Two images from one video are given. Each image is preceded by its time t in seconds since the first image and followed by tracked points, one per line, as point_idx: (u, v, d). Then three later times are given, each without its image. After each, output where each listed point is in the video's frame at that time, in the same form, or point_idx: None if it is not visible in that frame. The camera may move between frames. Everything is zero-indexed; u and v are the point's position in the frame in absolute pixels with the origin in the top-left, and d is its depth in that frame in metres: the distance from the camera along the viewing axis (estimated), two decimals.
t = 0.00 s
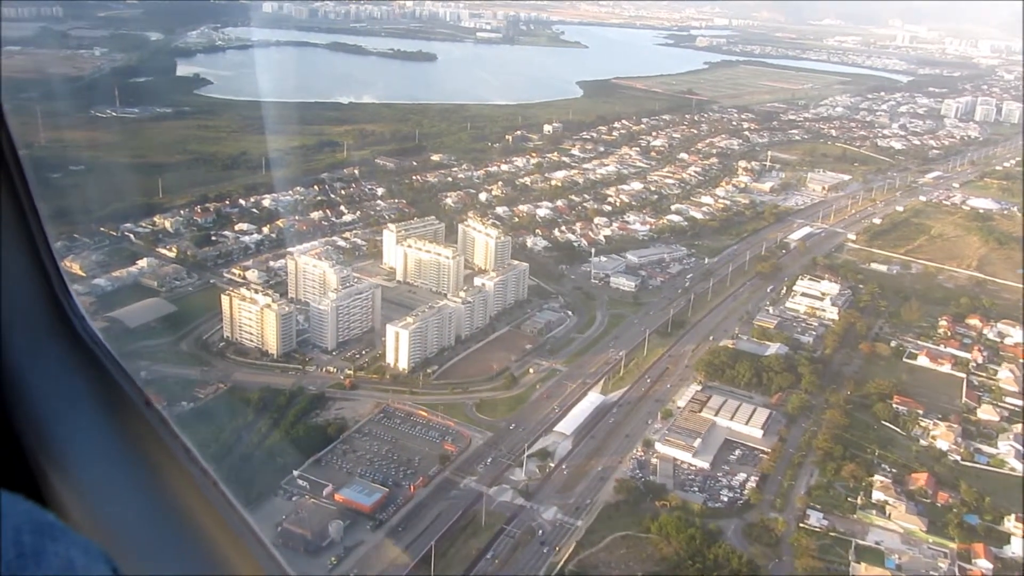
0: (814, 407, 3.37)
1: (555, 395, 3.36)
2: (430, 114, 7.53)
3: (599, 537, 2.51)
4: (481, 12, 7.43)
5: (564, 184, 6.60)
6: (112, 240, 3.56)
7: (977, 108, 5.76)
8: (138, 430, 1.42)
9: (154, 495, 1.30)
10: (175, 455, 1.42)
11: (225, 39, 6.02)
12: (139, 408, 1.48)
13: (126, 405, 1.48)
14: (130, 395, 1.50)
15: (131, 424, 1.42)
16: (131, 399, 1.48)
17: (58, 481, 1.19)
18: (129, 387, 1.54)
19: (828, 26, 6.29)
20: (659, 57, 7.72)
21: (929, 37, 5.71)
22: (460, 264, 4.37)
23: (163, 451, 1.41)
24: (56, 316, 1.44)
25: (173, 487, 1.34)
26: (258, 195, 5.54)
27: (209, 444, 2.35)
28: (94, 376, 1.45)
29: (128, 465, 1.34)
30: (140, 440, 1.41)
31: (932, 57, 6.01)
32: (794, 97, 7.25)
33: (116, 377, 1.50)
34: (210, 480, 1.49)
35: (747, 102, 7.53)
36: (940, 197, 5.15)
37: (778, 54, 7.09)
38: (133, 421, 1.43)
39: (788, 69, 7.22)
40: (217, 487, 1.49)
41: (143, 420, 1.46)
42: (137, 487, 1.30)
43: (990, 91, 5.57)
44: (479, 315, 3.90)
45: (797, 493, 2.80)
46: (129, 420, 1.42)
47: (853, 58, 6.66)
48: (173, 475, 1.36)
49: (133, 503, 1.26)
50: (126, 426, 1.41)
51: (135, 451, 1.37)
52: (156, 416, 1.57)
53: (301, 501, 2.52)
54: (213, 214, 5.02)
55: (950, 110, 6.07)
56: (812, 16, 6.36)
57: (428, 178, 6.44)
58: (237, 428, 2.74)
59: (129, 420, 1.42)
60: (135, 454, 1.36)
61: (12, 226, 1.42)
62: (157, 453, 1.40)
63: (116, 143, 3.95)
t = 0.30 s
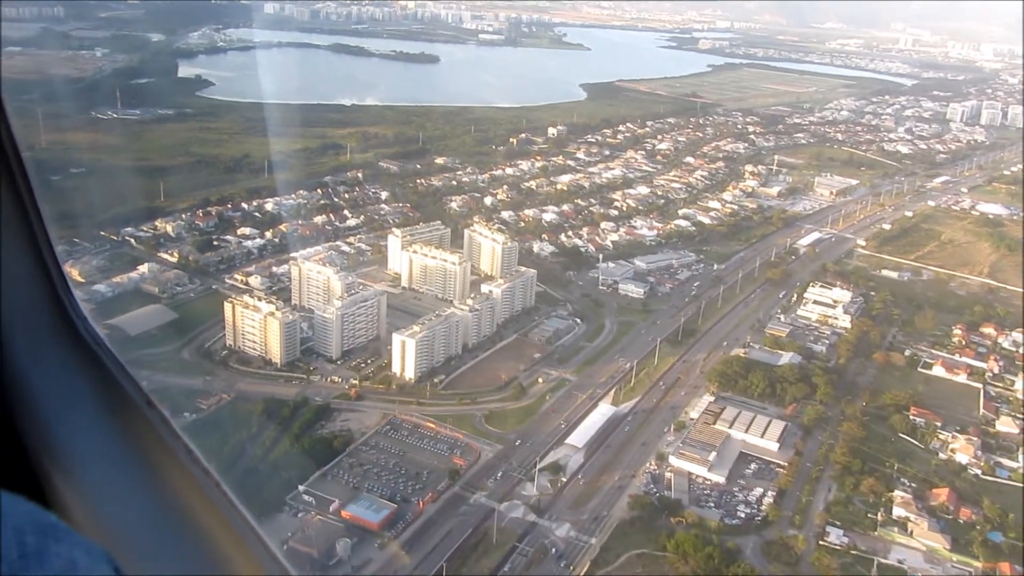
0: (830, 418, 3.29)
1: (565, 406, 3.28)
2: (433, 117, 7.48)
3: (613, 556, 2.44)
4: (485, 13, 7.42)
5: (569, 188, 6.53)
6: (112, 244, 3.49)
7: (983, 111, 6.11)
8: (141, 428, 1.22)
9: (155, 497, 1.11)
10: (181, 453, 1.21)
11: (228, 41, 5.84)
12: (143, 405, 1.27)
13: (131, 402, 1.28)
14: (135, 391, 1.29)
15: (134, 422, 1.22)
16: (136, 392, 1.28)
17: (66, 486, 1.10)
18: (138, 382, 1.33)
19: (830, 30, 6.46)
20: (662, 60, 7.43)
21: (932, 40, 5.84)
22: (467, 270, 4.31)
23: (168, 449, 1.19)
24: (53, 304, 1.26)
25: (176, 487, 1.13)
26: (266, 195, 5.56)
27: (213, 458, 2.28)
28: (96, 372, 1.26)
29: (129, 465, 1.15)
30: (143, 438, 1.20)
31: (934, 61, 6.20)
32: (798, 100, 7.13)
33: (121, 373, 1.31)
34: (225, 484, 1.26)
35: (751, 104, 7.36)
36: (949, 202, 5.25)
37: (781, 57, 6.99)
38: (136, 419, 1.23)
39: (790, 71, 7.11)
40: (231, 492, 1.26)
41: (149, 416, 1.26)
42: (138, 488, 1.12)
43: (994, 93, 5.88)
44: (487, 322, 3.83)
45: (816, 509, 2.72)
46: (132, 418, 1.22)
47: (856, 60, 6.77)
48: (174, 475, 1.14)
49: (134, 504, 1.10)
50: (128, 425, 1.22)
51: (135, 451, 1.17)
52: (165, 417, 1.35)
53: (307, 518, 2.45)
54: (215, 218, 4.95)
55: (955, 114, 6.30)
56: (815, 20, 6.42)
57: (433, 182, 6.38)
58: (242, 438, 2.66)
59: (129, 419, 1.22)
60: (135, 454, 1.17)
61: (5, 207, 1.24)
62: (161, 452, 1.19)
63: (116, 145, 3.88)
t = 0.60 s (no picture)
0: (846, 429, 3.23)
1: (575, 417, 3.21)
2: (436, 118, 7.39)
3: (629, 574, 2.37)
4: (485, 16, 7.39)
5: (574, 192, 6.46)
6: (113, 249, 3.42)
7: (987, 114, 6.39)
8: (143, 428, 1.16)
9: (158, 497, 1.07)
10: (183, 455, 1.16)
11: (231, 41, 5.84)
12: (142, 401, 1.22)
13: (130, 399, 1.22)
14: (135, 389, 1.23)
15: (138, 422, 1.16)
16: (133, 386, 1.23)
17: (62, 485, 1.03)
18: (131, 379, 1.27)
19: (832, 30, 6.71)
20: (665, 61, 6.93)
21: (935, 41, 6.22)
22: (474, 276, 4.23)
23: (169, 451, 1.15)
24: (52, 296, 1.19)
25: (179, 491, 1.09)
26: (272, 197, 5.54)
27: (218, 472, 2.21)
28: (90, 361, 1.21)
29: (131, 463, 1.11)
30: (145, 438, 1.15)
31: (936, 62, 6.46)
32: (800, 103, 6.92)
33: (119, 370, 1.24)
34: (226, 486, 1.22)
35: (756, 108, 7.08)
36: (959, 205, 5.24)
37: (784, 60, 6.68)
38: (136, 420, 1.16)
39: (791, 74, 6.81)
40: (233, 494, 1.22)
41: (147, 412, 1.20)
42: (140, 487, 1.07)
43: (999, 96, 6.17)
44: (494, 330, 3.76)
45: (836, 525, 2.65)
46: (133, 418, 1.16)
47: (859, 62, 6.74)
48: (176, 477, 1.11)
49: (133, 505, 1.04)
50: (127, 424, 1.16)
51: (132, 448, 1.12)
52: (164, 416, 1.29)
53: (314, 535, 2.37)
54: (217, 223, 4.87)
55: (960, 118, 6.51)
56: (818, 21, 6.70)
57: (436, 186, 6.30)
58: (248, 451, 2.59)
59: (132, 418, 1.16)
60: (138, 454, 1.12)
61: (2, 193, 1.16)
62: (163, 452, 1.15)
63: (117, 149, 3.81)
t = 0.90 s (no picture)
0: (863, 441, 3.15)
1: (586, 427, 3.14)
2: (438, 120, 7.31)
3: None
4: (485, 17, 7.69)
5: (579, 195, 6.37)
6: (113, 254, 3.36)
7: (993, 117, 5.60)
8: (142, 431, 1.38)
9: (155, 497, 1.28)
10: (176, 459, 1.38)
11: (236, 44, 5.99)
12: (143, 408, 1.44)
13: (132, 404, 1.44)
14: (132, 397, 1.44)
15: (136, 428, 1.38)
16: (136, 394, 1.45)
17: (66, 486, 1.21)
18: (129, 386, 1.48)
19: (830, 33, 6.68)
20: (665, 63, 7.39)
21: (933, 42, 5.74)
22: (481, 282, 4.16)
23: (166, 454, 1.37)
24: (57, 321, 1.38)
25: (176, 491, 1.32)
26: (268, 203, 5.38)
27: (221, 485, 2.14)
28: (96, 373, 1.41)
29: (130, 465, 1.31)
30: (143, 443, 1.37)
31: (937, 64, 5.99)
32: (805, 105, 6.93)
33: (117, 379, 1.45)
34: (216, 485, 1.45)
35: (759, 108, 7.02)
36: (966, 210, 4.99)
37: (785, 61, 6.86)
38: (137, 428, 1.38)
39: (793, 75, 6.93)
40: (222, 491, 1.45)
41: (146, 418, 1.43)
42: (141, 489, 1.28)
43: (1000, 99, 5.43)
44: (502, 338, 3.69)
45: (856, 541, 2.57)
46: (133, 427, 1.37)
47: (861, 63, 6.51)
48: (175, 476, 1.34)
49: (134, 503, 1.25)
50: (128, 428, 1.37)
51: (137, 450, 1.34)
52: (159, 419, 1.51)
53: (319, 553, 2.29)
54: (218, 226, 4.77)
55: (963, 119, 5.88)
56: (818, 22, 6.68)
57: (439, 189, 6.20)
58: (253, 463, 2.52)
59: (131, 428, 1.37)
60: (139, 458, 1.33)
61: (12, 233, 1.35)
62: (162, 453, 1.37)
63: (116, 151, 3.76)
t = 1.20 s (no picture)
0: (879, 450, 3.07)
1: (597, 438, 3.07)
2: (438, 122, 7.27)
3: None
4: (487, 16, 7.12)
5: (584, 197, 6.30)
6: (112, 260, 3.29)
7: (995, 116, 4.62)
8: (139, 434, 1.55)
9: (153, 498, 1.44)
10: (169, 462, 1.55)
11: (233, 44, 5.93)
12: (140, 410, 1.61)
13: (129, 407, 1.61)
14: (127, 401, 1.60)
15: (134, 430, 1.54)
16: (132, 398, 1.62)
17: (70, 487, 1.35)
18: (129, 389, 1.66)
19: (830, 32, 5.49)
20: (667, 63, 6.63)
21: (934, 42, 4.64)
22: (487, 288, 4.07)
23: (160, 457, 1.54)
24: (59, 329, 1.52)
25: (172, 492, 1.49)
26: (266, 208, 5.25)
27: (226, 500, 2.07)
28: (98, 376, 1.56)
29: (125, 466, 1.46)
30: (141, 444, 1.54)
31: (937, 65, 4.86)
32: (806, 105, 6.21)
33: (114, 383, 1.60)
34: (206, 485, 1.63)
35: (762, 109, 6.61)
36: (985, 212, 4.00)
37: (786, 61, 5.93)
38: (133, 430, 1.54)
39: (796, 75, 6.03)
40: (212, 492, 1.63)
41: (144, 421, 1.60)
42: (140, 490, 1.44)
43: (1003, 98, 4.45)
44: (509, 345, 3.61)
45: (877, 555, 2.51)
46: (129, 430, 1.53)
47: (861, 64, 5.53)
48: (173, 479, 1.52)
49: (135, 503, 1.41)
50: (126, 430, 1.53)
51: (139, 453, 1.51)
52: (152, 417, 1.68)
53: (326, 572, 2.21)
54: (218, 230, 4.68)
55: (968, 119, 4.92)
56: (814, 22, 5.51)
57: (442, 191, 6.12)
58: (257, 476, 2.45)
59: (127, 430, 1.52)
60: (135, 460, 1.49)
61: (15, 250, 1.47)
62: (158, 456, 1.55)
63: (113, 155, 3.69)
